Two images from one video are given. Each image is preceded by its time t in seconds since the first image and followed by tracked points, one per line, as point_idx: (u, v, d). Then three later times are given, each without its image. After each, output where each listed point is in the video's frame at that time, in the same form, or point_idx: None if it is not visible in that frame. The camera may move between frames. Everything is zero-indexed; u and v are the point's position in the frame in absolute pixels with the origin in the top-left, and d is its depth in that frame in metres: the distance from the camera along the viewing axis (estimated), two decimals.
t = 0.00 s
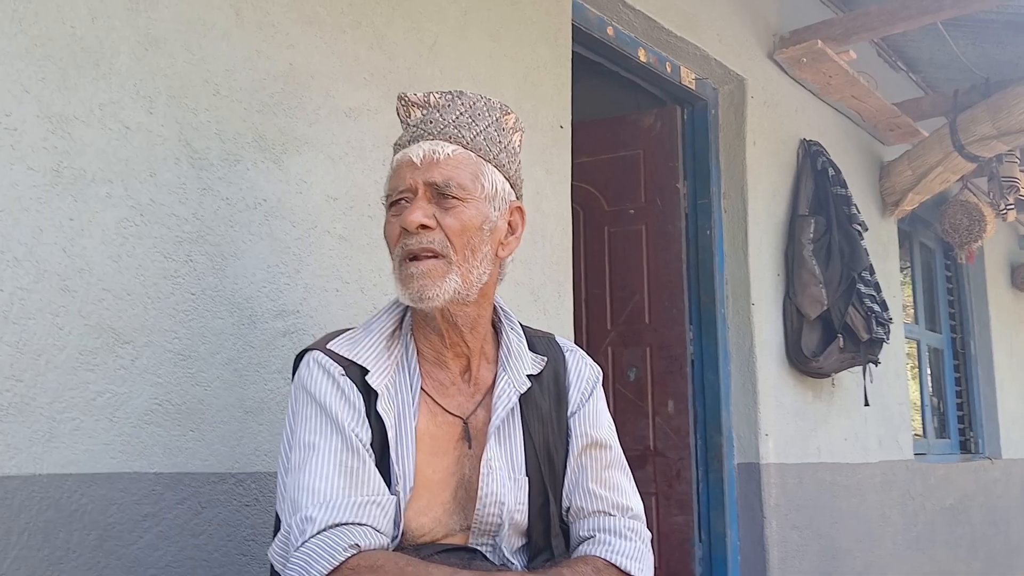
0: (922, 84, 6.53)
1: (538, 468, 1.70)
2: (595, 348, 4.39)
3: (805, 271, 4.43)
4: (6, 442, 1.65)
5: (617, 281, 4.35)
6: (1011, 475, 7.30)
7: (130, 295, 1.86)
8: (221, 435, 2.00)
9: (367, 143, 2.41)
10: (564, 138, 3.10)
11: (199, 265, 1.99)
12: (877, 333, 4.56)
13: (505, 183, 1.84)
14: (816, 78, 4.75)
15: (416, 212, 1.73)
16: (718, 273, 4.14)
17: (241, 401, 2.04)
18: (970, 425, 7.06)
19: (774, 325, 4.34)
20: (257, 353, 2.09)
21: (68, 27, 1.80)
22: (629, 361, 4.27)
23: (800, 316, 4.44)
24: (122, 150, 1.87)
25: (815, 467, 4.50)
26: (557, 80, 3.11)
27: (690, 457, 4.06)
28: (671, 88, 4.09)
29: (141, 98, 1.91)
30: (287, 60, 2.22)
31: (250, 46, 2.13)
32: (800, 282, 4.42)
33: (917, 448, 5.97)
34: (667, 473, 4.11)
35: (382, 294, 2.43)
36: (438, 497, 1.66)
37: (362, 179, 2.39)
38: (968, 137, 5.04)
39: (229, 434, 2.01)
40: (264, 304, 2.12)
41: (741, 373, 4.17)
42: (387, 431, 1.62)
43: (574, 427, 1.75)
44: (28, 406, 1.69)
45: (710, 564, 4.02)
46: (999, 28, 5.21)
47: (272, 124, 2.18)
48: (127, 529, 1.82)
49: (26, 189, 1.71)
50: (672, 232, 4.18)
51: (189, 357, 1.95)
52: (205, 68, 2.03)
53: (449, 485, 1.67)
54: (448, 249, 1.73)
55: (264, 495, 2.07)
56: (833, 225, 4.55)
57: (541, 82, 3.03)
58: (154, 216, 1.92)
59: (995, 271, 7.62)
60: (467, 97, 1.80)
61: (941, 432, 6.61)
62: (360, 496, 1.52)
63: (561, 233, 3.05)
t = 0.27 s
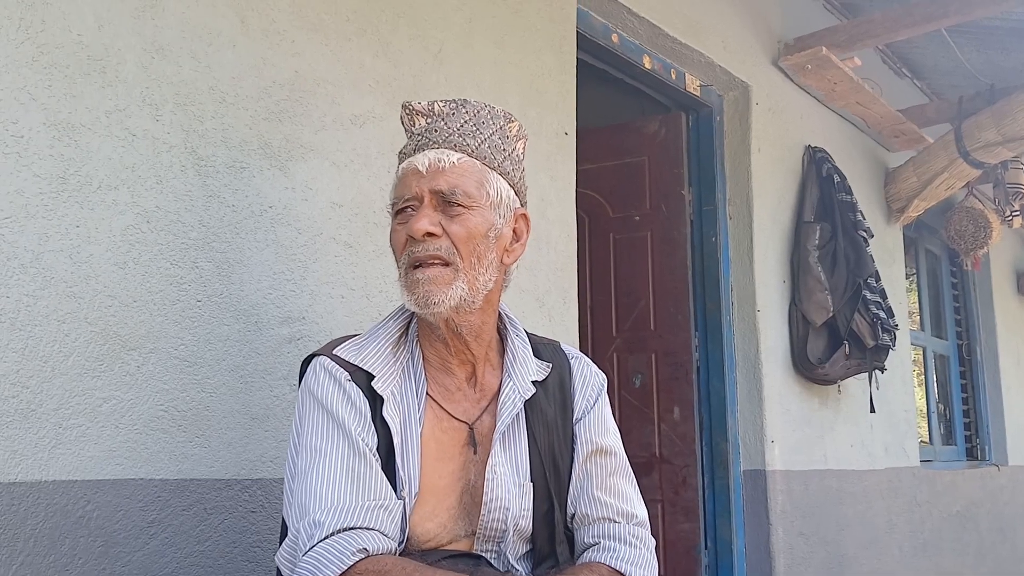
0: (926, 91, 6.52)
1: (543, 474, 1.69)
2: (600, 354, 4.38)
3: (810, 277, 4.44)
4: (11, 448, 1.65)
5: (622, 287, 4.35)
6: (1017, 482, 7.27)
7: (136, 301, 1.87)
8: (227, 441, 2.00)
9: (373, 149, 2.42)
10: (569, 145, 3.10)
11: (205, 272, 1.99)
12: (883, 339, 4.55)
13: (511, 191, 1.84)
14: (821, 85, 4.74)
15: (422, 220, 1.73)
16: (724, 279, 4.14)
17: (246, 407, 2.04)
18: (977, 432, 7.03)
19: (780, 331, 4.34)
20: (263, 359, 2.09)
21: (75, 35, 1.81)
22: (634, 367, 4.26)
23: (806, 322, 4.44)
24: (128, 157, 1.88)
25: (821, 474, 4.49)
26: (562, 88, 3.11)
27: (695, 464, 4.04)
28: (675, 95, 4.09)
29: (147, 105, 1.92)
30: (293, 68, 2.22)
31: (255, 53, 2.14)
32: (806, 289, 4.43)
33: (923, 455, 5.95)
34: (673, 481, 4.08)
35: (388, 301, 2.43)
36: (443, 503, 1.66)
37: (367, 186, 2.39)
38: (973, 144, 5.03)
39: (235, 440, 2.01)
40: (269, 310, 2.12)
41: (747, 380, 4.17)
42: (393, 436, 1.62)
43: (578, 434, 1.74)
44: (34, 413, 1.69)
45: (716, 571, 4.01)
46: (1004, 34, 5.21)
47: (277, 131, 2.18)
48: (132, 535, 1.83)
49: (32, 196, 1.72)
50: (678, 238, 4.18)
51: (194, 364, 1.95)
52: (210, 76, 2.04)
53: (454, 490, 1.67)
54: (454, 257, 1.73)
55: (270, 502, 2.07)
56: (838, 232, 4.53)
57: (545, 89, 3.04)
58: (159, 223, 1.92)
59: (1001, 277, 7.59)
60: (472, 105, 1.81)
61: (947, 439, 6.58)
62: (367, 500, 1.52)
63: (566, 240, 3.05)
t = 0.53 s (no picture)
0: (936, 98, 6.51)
1: (555, 481, 1.70)
2: (610, 362, 4.38)
3: (821, 285, 4.43)
4: (26, 455, 1.67)
5: (632, 295, 4.35)
6: None
7: (148, 309, 1.88)
8: (239, 449, 2.00)
9: (384, 158, 2.43)
10: (579, 153, 3.11)
11: (218, 280, 2.00)
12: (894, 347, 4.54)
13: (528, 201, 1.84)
14: (831, 92, 4.74)
15: (450, 228, 1.70)
16: (734, 287, 4.12)
17: (258, 415, 2.05)
18: (989, 440, 6.98)
19: (791, 339, 4.33)
20: (274, 367, 2.09)
21: (89, 46, 1.82)
22: (644, 375, 4.27)
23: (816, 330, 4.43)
24: (142, 166, 1.89)
25: (832, 482, 4.47)
26: (572, 97, 3.12)
27: (705, 472, 4.04)
28: (685, 103, 4.09)
29: (161, 115, 1.93)
30: (305, 77, 2.24)
31: (267, 63, 2.15)
32: (816, 296, 4.43)
33: (934, 463, 5.92)
34: (683, 489, 4.10)
35: (399, 309, 2.43)
36: (456, 508, 1.66)
37: (378, 195, 2.40)
38: (983, 151, 5.01)
39: (247, 448, 2.02)
40: (281, 318, 2.13)
41: (757, 388, 4.15)
42: (408, 442, 1.63)
43: (590, 440, 1.74)
44: (48, 421, 1.71)
45: None
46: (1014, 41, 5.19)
47: (289, 140, 2.19)
48: (145, 542, 1.84)
49: (47, 205, 1.74)
50: (688, 246, 4.18)
51: (207, 372, 1.96)
52: (223, 85, 2.05)
53: (467, 496, 1.67)
54: (480, 266, 1.71)
55: (281, 509, 2.08)
56: (849, 239, 4.52)
57: (555, 98, 3.05)
58: (172, 232, 1.93)
59: (1013, 285, 7.56)
60: (489, 117, 1.82)
61: (959, 447, 6.55)
62: (382, 503, 1.52)
63: (576, 247, 3.05)
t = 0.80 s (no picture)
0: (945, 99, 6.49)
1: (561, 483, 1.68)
2: (619, 364, 4.37)
3: (829, 286, 4.43)
4: (36, 457, 1.68)
5: (640, 296, 4.35)
6: None
7: (159, 311, 1.88)
8: (248, 451, 2.01)
9: (392, 160, 2.43)
10: (587, 154, 3.11)
11: (227, 281, 2.01)
12: (902, 348, 4.51)
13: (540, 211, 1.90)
14: (839, 93, 4.73)
15: (514, 229, 1.73)
16: (741, 288, 4.11)
17: (267, 416, 2.05)
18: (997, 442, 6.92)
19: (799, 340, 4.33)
20: (284, 368, 2.10)
21: (99, 48, 1.83)
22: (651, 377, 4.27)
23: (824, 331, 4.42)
24: (152, 168, 1.90)
25: (841, 484, 4.46)
26: (580, 98, 3.12)
27: (714, 475, 4.02)
28: (693, 104, 4.08)
29: (171, 117, 1.94)
30: (314, 79, 2.24)
31: (276, 65, 2.16)
32: (825, 298, 4.41)
33: (943, 465, 5.90)
34: (691, 491, 4.07)
35: (406, 310, 2.43)
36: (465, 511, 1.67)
37: (387, 196, 2.40)
38: (992, 152, 5.00)
39: (256, 450, 2.02)
40: (290, 320, 2.13)
41: (765, 390, 4.15)
42: (421, 444, 1.63)
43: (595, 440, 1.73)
44: (58, 421, 1.72)
45: None
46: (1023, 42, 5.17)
47: (299, 141, 2.20)
48: (155, 543, 1.84)
49: (57, 207, 1.75)
50: (696, 248, 4.16)
51: (217, 373, 1.96)
52: (233, 88, 2.06)
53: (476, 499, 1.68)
54: (536, 269, 1.75)
55: (291, 510, 2.08)
56: (857, 241, 4.51)
57: (563, 99, 3.05)
58: (182, 234, 1.94)
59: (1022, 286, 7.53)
60: (509, 123, 1.84)
61: (967, 449, 6.52)
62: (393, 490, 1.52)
63: (584, 248, 3.05)
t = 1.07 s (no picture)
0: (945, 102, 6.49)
1: (561, 483, 1.69)
2: (619, 366, 4.38)
3: (829, 289, 4.43)
4: (36, 459, 1.68)
5: (640, 298, 4.34)
6: None
7: (158, 313, 1.88)
8: (247, 453, 2.01)
9: (392, 162, 2.43)
10: (587, 157, 3.11)
11: (227, 284, 2.01)
12: (902, 351, 4.52)
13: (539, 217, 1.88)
14: (839, 96, 4.73)
15: (514, 229, 1.70)
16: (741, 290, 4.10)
17: (267, 418, 2.05)
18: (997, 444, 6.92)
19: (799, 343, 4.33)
20: (283, 371, 2.10)
21: (99, 51, 1.84)
22: (651, 379, 4.27)
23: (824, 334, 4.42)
24: (152, 170, 1.90)
25: (841, 487, 4.46)
26: (580, 101, 3.12)
27: (713, 477, 4.03)
28: (692, 107, 4.08)
29: (171, 119, 1.94)
30: (314, 81, 2.24)
31: (276, 67, 2.16)
32: (824, 300, 4.42)
33: (943, 468, 5.90)
34: (691, 493, 4.08)
35: (407, 312, 2.44)
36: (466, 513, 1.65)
37: (387, 199, 2.40)
38: (992, 155, 5.00)
39: (256, 452, 2.02)
40: (290, 322, 2.13)
41: (765, 393, 4.14)
42: (432, 441, 1.63)
43: (594, 441, 1.74)
44: (58, 424, 1.72)
45: None
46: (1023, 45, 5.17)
47: (299, 144, 2.20)
48: (155, 545, 1.84)
49: (58, 210, 1.75)
50: (696, 250, 4.18)
51: (216, 375, 1.96)
52: (233, 90, 2.06)
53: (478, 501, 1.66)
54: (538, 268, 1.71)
55: (290, 513, 2.08)
56: (857, 244, 4.52)
57: (563, 102, 3.05)
58: (182, 236, 1.94)
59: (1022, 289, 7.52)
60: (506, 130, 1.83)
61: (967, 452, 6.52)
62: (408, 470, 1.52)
63: (584, 251, 3.05)
